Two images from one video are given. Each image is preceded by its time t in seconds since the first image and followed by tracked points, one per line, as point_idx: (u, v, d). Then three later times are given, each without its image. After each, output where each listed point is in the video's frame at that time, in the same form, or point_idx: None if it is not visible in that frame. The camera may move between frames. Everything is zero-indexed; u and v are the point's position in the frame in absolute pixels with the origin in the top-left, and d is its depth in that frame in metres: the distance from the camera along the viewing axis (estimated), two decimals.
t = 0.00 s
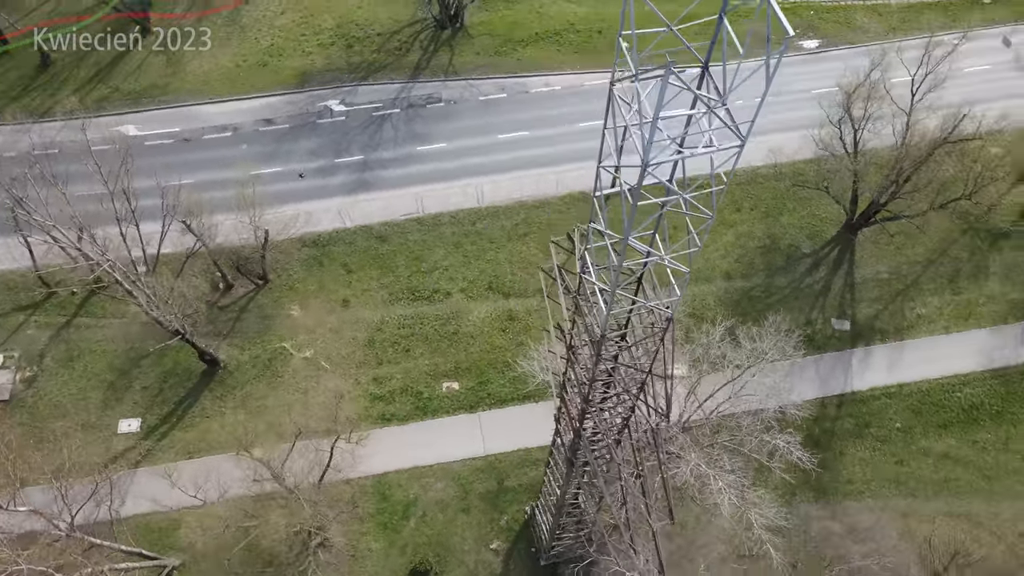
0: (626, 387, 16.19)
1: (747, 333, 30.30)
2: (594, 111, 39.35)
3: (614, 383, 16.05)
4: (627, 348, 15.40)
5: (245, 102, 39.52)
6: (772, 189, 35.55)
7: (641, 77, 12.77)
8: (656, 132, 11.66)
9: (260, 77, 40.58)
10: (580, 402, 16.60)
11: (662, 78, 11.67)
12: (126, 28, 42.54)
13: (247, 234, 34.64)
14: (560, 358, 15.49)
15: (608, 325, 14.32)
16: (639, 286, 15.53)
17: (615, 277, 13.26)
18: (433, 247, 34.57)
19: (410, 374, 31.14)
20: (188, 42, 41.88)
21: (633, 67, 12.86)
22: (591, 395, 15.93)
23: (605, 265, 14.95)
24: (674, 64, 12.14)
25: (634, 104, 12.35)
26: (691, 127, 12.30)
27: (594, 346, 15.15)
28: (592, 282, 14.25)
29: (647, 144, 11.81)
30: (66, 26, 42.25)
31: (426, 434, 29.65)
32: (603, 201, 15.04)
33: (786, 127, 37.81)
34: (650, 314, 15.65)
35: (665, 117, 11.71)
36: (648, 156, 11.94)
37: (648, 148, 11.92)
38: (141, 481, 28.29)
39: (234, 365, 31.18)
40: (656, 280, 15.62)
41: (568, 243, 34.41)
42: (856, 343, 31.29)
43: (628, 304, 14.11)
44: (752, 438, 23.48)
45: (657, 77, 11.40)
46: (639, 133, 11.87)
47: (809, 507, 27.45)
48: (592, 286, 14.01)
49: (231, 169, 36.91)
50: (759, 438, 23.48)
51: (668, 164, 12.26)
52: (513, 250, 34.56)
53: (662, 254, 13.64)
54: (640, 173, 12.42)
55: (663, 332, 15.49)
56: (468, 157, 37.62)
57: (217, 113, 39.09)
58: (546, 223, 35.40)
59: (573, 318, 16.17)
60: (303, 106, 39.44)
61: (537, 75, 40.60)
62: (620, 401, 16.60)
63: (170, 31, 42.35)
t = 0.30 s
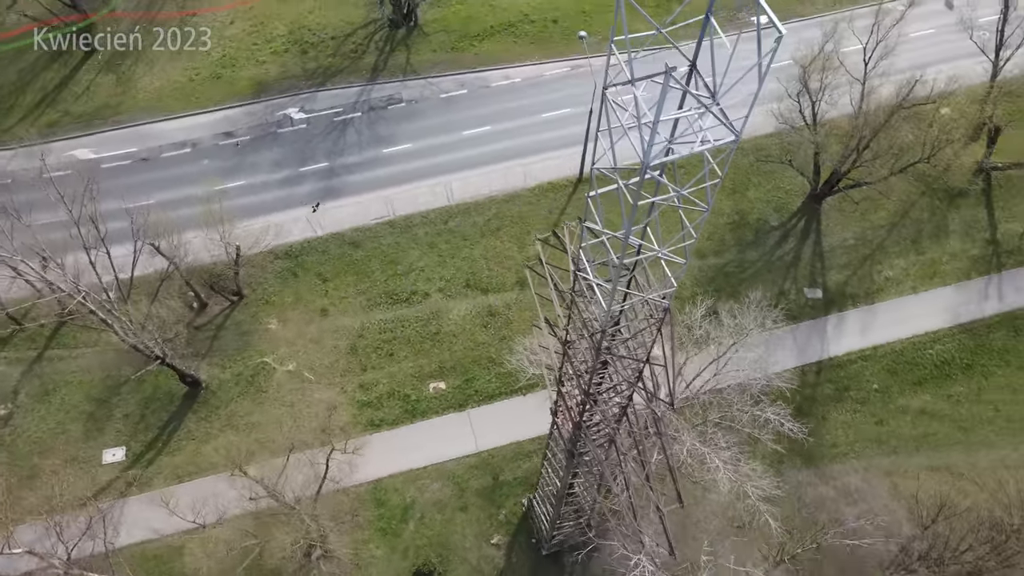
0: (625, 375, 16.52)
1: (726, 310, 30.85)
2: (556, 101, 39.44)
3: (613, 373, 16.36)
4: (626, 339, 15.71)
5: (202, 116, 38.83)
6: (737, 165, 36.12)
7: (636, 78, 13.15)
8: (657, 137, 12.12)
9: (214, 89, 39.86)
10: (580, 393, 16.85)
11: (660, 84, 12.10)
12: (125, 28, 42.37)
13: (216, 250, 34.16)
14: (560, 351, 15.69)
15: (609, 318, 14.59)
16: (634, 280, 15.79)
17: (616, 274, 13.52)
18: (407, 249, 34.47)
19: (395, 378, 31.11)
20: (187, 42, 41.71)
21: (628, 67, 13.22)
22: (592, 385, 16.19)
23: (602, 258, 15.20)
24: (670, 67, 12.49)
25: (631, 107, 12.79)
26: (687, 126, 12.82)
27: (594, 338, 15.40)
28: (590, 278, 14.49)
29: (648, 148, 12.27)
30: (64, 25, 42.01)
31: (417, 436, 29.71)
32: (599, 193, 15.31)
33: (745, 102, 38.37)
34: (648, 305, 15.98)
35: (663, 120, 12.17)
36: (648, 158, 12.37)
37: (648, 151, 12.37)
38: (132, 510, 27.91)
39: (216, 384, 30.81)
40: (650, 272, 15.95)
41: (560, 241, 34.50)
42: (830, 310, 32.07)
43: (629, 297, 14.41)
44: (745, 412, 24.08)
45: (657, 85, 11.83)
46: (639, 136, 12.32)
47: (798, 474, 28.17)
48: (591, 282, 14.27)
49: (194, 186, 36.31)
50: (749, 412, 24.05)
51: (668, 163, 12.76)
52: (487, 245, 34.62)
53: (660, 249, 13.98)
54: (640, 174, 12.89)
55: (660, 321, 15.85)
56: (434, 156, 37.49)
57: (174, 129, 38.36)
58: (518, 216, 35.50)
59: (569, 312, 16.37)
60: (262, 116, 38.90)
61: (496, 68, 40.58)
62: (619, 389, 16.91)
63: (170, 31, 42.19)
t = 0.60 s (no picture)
0: (620, 364, 16.79)
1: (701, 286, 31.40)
2: (517, 90, 39.39)
3: (608, 363, 16.63)
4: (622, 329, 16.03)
5: (159, 132, 38.05)
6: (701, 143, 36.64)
7: (630, 79, 13.78)
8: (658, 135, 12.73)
9: (169, 103, 39.06)
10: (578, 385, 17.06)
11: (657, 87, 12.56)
12: (126, 27, 42.03)
13: (187, 268, 33.63)
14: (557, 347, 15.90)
15: (607, 312, 14.85)
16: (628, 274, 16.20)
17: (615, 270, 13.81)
18: (382, 251, 34.32)
19: (382, 381, 31.07)
20: (188, 41, 41.36)
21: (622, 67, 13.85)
22: (591, 376, 16.45)
23: (596, 252, 15.62)
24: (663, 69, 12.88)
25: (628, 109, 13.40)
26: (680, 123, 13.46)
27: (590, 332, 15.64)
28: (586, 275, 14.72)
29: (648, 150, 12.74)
30: (65, 25, 41.86)
31: (409, 438, 29.76)
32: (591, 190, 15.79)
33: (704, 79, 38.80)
34: (641, 295, 16.31)
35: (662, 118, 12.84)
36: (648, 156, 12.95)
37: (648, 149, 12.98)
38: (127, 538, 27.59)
39: (200, 404, 30.45)
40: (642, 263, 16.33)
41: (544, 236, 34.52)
42: (802, 278, 32.78)
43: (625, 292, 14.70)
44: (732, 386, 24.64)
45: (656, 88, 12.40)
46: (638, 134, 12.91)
47: (784, 440, 28.87)
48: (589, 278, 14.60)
49: (158, 204, 35.64)
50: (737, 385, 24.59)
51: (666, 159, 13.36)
52: (462, 241, 34.62)
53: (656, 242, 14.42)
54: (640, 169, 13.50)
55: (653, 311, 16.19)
56: (400, 155, 37.25)
57: (131, 148, 37.54)
58: (489, 209, 35.53)
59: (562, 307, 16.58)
60: (221, 128, 38.26)
61: (454, 62, 40.39)
62: (615, 378, 17.20)
63: (170, 31, 41.83)
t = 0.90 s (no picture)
0: (613, 354, 17.04)
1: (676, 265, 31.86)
2: (478, 83, 39.21)
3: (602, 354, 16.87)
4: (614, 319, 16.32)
5: (116, 152, 37.21)
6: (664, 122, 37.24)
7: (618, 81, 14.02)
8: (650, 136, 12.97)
9: (123, 121, 38.17)
10: (573, 376, 17.29)
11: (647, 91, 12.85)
12: (125, 28, 41.65)
13: (159, 288, 33.09)
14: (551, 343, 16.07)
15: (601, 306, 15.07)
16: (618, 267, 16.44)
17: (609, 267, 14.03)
18: (356, 255, 34.11)
19: (368, 386, 31.01)
20: (188, 42, 41.01)
21: (610, 69, 14.05)
22: (586, 367, 16.70)
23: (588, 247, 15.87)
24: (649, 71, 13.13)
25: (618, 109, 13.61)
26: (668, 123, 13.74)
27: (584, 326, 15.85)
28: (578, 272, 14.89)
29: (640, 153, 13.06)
30: (65, 25, 41.56)
31: (401, 440, 29.81)
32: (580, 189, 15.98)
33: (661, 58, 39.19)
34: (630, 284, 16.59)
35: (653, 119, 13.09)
36: (641, 157, 13.17)
37: (640, 150, 13.21)
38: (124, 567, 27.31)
39: (186, 425, 30.10)
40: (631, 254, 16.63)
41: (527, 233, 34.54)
42: (773, 248, 33.37)
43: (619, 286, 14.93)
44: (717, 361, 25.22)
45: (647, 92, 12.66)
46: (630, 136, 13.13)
47: (769, 408, 29.54)
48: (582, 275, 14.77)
49: (123, 226, 34.92)
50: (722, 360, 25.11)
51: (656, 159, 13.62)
52: (435, 238, 34.56)
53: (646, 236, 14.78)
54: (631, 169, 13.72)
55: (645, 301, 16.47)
56: (366, 157, 36.92)
57: (89, 170, 36.67)
58: (460, 204, 35.50)
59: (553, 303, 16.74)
60: (180, 143, 37.55)
61: (412, 59, 40.09)
62: (608, 366, 17.48)
63: (170, 31, 41.44)
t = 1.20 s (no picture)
0: (605, 344, 17.33)
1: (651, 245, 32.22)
2: (438, 77, 38.91)
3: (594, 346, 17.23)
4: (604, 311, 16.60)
5: (74, 176, 36.32)
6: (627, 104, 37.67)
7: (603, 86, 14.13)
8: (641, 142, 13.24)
9: (77, 143, 37.23)
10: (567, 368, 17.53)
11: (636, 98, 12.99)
12: (124, 28, 41.26)
13: (132, 311, 32.54)
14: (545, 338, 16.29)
15: (596, 302, 15.44)
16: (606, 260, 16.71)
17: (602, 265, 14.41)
18: (331, 261, 33.87)
19: (355, 391, 30.94)
20: (188, 42, 40.65)
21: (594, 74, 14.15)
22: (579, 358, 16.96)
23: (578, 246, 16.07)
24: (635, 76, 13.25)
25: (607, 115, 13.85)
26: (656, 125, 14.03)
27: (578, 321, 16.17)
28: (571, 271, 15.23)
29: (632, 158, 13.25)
30: (65, 25, 41.18)
31: (394, 442, 29.85)
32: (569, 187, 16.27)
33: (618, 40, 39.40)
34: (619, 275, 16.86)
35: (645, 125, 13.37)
36: (632, 162, 13.46)
37: (631, 155, 13.48)
38: None
39: (174, 448, 29.77)
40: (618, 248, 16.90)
41: (504, 227, 34.61)
42: (743, 220, 33.88)
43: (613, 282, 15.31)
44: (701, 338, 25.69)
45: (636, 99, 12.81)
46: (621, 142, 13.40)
47: (752, 378, 30.15)
48: (574, 272, 15.02)
49: (88, 251, 34.18)
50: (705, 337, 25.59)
51: (646, 161, 13.90)
52: (409, 237, 34.45)
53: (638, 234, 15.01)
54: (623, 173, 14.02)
55: (636, 294, 16.87)
56: (332, 161, 36.50)
57: (47, 196, 35.76)
58: (431, 201, 35.39)
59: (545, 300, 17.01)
60: (139, 161, 36.77)
61: (370, 58, 39.65)
62: (600, 355, 17.75)
63: (170, 31, 41.01)
